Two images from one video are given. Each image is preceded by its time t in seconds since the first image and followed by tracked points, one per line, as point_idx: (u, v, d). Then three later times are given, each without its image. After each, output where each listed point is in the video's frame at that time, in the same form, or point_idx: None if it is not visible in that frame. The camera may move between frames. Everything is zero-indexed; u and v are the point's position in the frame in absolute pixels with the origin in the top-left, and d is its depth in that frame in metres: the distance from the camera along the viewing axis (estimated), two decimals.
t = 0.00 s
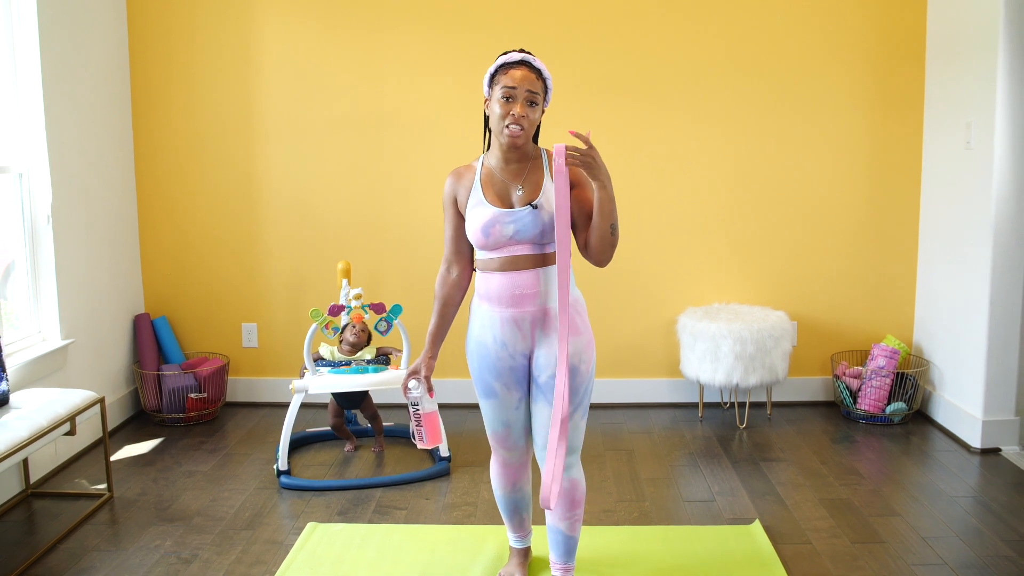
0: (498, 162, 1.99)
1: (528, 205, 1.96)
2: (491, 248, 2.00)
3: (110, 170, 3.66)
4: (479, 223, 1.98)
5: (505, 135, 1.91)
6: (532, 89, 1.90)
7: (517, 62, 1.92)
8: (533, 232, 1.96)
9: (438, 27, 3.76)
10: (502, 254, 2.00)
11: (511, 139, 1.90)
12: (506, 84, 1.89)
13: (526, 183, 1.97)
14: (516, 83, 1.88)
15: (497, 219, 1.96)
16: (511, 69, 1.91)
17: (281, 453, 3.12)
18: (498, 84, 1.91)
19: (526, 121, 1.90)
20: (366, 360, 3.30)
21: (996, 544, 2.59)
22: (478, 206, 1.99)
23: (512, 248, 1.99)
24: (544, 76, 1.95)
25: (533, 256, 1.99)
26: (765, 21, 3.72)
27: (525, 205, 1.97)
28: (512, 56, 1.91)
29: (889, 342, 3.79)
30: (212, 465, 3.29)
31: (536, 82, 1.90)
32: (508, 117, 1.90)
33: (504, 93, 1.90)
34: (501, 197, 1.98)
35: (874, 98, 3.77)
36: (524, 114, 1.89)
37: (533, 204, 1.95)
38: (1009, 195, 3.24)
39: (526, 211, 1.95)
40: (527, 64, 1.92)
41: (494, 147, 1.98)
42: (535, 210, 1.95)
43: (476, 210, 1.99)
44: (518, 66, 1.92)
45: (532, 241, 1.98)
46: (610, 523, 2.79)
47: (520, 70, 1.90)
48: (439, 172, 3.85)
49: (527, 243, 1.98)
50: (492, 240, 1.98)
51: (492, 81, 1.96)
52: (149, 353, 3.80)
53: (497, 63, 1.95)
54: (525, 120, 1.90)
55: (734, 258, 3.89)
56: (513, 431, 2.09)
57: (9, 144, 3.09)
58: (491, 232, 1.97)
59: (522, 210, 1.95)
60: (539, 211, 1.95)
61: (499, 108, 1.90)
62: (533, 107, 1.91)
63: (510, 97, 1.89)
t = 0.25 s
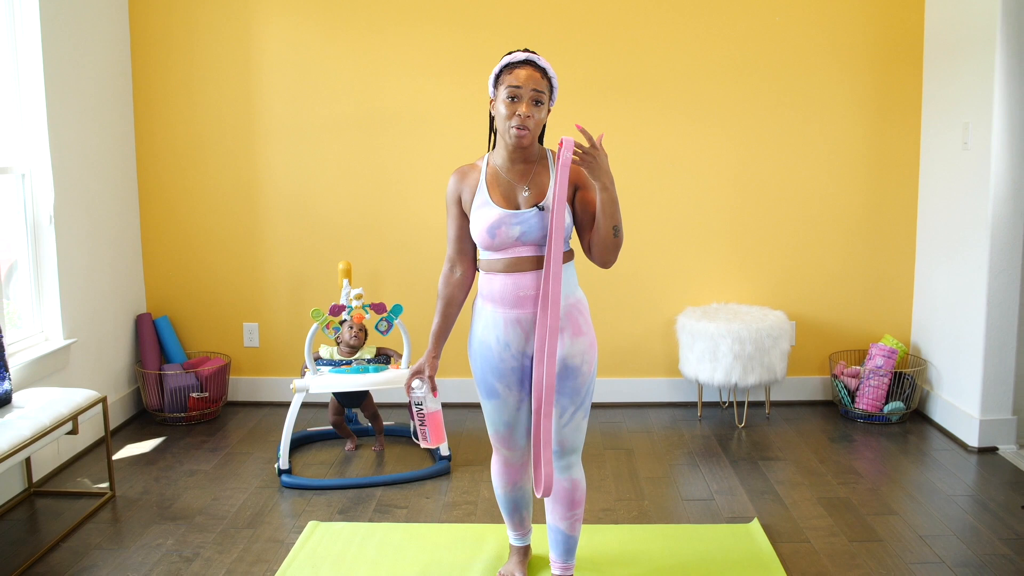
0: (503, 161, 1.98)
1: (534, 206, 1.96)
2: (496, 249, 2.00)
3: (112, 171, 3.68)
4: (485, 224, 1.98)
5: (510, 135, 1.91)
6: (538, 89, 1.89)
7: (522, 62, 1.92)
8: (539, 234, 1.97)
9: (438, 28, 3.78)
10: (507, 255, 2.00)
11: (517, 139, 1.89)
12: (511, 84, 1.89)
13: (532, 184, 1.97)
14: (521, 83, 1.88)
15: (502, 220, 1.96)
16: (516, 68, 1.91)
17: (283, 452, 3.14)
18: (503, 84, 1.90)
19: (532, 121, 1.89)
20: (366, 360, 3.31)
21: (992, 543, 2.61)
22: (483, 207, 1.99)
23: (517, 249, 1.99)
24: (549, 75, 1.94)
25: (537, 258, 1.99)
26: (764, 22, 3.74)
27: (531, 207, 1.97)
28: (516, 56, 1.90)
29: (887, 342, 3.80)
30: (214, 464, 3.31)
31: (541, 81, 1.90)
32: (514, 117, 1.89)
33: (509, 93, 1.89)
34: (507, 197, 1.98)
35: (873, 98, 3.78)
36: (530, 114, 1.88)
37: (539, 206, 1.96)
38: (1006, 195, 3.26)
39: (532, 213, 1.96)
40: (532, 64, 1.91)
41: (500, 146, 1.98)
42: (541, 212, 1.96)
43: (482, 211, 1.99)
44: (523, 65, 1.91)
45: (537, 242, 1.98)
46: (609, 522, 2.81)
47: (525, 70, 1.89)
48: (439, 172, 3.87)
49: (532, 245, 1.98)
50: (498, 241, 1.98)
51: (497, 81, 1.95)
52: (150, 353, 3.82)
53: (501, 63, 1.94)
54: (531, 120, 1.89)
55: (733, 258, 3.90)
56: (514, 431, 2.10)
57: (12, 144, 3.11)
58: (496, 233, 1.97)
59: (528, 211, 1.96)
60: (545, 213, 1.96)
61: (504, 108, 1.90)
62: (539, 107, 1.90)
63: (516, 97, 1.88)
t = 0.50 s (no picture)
0: (508, 161, 1.97)
1: (540, 207, 1.95)
2: (500, 250, 1.99)
3: (113, 171, 3.68)
4: (489, 224, 1.97)
5: (514, 135, 1.91)
6: (541, 88, 1.89)
7: (524, 61, 1.92)
8: (544, 236, 1.97)
9: (438, 28, 3.78)
10: (511, 256, 1.99)
11: (523, 138, 1.89)
12: (514, 83, 1.89)
13: (537, 185, 1.96)
14: (524, 82, 1.88)
15: (508, 221, 1.95)
16: (518, 68, 1.91)
17: (283, 452, 3.15)
18: (507, 84, 1.90)
19: (537, 120, 1.89)
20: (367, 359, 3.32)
21: (991, 542, 2.62)
22: (488, 207, 1.97)
23: (521, 251, 1.99)
24: (552, 74, 1.95)
25: (542, 259, 1.99)
26: (763, 22, 3.74)
27: (536, 208, 1.95)
28: (519, 55, 1.91)
29: (886, 342, 3.81)
30: (214, 464, 3.31)
31: (544, 80, 1.90)
32: (518, 117, 1.89)
33: (512, 93, 1.89)
34: (512, 197, 1.96)
35: (872, 99, 3.79)
36: (534, 113, 1.88)
37: (545, 206, 1.95)
38: (1006, 195, 3.26)
39: (538, 214, 1.94)
40: (534, 63, 1.91)
41: (505, 145, 1.96)
42: (547, 213, 1.95)
43: (487, 211, 1.97)
44: (526, 65, 1.91)
45: (542, 243, 1.98)
46: (609, 521, 2.81)
47: (528, 69, 1.89)
48: (439, 173, 3.87)
49: (537, 246, 1.98)
50: (502, 241, 1.97)
51: (500, 81, 1.95)
52: (151, 353, 3.83)
53: (504, 63, 1.94)
54: (535, 119, 1.89)
55: (732, 258, 3.91)
56: (514, 431, 2.10)
57: (13, 145, 3.11)
58: (501, 233, 1.96)
59: (534, 213, 1.95)
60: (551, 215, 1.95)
61: (507, 108, 1.90)
62: (542, 105, 1.90)
63: (520, 96, 1.88)
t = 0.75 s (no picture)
0: (511, 161, 1.96)
1: (542, 209, 1.93)
2: (503, 249, 1.97)
3: (114, 171, 3.69)
4: (493, 223, 1.95)
5: (517, 135, 1.90)
6: (544, 88, 1.87)
7: (527, 62, 1.91)
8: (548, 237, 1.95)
9: (438, 29, 3.79)
10: (514, 256, 1.97)
11: (526, 139, 1.88)
12: (517, 84, 1.88)
13: (541, 186, 1.95)
14: (526, 82, 1.87)
15: (511, 221, 1.93)
16: (521, 68, 1.90)
17: (284, 452, 3.16)
18: (509, 84, 1.90)
19: (539, 121, 1.88)
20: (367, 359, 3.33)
21: (991, 542, 2.62)
22: (491, 206, 1.96)
23: (524, 251, 1.96)
24: (556, 74, 1.93)
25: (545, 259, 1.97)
26: (763, 23, 3.75)
27: (540, 208, 1.94)
28: (521, 55, 1.90)
29: (886, 342, 3.81)
30: (215, 464, 3.32)
31: (547, 81, 1.88)
32: (520, 117, 1.88)
33: (515, 94, 1.88)
34: (515, 198, 1.95)
35: (872, 99, 3.79)
36: (536, 113, 1.87)
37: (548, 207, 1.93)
38: (1005, 195, 3.27)
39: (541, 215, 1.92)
40: (537, 63, 1.90)
41: (509, 145, 1.96)
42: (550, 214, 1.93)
43: (490, 211, 1.96)
44: (529, 65, 1.90)
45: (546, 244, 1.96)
46: (609, 521, 2.82)
47: (530, 69, 1.88)
48: (439, 173, 3.88)
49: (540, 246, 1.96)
50: (505, 241, 1.95)
51: (504, 81, 1.95)
52: (152, 353, 3.83)
53: (507, 63, 1.94)
54: (537, 119, 1.88)
55: (732, 258, 3.91)
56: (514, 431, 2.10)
57: (13, 145, 3.11)
58: (504, 233, 1.95)
59: (537, 213, 1.92)
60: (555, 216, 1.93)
61: (510, 108, 1.89)
62: (545, 106, 1.89)
63: (522, 97, 1.87)
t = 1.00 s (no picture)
0: (515, 162, 1.95)
1: (545, 210, 1.93)
2: (504, 250, 1.97)
3: (114, 171, 3.69)
4: (495, 224, 1.95)
5: (521, 135, 1.90)
6: (548, 89, 1.87)
7: (531, 62, 1.91)
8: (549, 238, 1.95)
9: (438, 29, 3.79)
10: (515, 257, 1.97)
11: (529, 139, 1.88)
12: (521, 84, 1.88)
13: (544, 187, 1.95)
14: (530, 83, 1.87)
15: (513, 223, 1.94)
16: (525, 69, 1.89)
17: (284, 451, 3.17)
18: (513, 85, 1.89)
19: (543, 121, 1.88)
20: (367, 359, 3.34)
21: (990, 542, 2.62)
22: (494, 207, 1.96)
23: (526, 252, 1.96)
24: (561, 74, 1.92)
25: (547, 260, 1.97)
26: (762, 23, 3.75)
27: (542, 210, 1.94)
28: (525, 55, 1.90)
29: (885, 341, 3.82)
30: (215, 463, 3.32)
31: (551, 81, 1.88)
32: (524, 117, 1.88)
33: (519, 94, 1.88)
34: (518, 199, 1.95)
35: (871, 99, 3.80)
36: (539, 113, 1.87)
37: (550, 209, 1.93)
38: (1004, 196, 3.27)
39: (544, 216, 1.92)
40: (541, 63, 1.90)
41: (512, 145, 1.95)
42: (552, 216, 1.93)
43: (492, 211, 1.96)
44: (532, 65, 1.90)
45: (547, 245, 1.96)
46: (609, 521, 2.82)
47: (534, 69, 1.88)
48: (439, 173, 3.88)
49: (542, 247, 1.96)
50: (507, 242, 1.96)
51: (507, 82, 1.95)
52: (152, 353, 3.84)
53: (510, 64, 1.94)
54: (541, 120, 1.87)
55: (732, 258, 3.92)
56: (516, 432, 2.11)
57: (14, 145, 3.12)
58: (506, 234, 1.95)
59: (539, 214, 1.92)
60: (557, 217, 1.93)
61: (514, 108, 1.89)
62: (549, 106, 1.88)
63: (525, 97, 1.87)
